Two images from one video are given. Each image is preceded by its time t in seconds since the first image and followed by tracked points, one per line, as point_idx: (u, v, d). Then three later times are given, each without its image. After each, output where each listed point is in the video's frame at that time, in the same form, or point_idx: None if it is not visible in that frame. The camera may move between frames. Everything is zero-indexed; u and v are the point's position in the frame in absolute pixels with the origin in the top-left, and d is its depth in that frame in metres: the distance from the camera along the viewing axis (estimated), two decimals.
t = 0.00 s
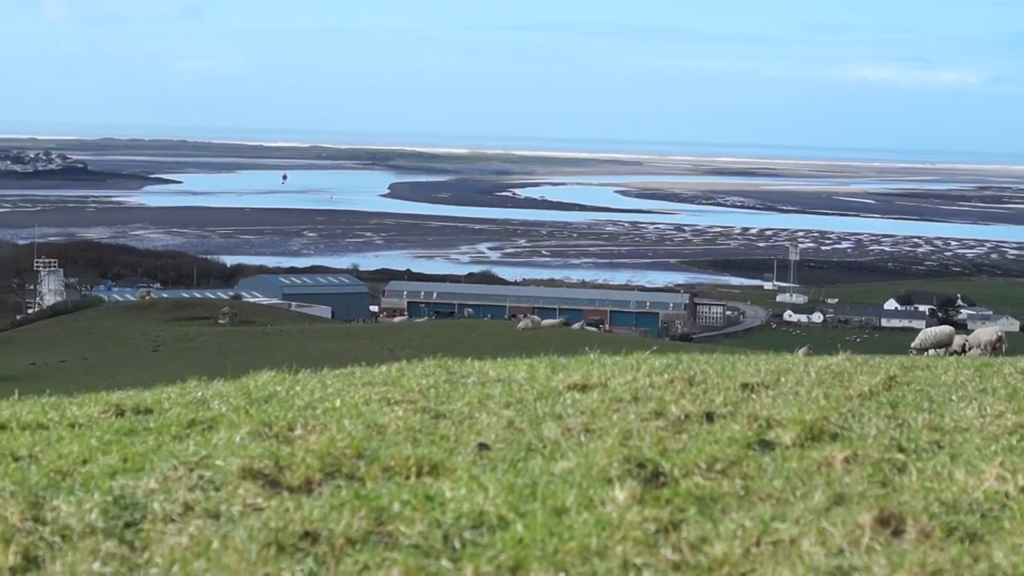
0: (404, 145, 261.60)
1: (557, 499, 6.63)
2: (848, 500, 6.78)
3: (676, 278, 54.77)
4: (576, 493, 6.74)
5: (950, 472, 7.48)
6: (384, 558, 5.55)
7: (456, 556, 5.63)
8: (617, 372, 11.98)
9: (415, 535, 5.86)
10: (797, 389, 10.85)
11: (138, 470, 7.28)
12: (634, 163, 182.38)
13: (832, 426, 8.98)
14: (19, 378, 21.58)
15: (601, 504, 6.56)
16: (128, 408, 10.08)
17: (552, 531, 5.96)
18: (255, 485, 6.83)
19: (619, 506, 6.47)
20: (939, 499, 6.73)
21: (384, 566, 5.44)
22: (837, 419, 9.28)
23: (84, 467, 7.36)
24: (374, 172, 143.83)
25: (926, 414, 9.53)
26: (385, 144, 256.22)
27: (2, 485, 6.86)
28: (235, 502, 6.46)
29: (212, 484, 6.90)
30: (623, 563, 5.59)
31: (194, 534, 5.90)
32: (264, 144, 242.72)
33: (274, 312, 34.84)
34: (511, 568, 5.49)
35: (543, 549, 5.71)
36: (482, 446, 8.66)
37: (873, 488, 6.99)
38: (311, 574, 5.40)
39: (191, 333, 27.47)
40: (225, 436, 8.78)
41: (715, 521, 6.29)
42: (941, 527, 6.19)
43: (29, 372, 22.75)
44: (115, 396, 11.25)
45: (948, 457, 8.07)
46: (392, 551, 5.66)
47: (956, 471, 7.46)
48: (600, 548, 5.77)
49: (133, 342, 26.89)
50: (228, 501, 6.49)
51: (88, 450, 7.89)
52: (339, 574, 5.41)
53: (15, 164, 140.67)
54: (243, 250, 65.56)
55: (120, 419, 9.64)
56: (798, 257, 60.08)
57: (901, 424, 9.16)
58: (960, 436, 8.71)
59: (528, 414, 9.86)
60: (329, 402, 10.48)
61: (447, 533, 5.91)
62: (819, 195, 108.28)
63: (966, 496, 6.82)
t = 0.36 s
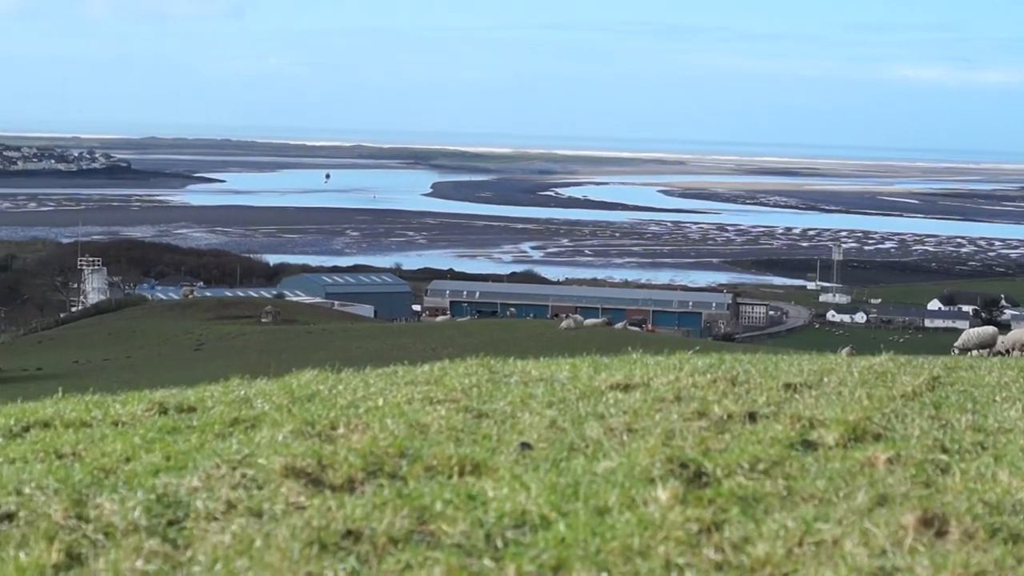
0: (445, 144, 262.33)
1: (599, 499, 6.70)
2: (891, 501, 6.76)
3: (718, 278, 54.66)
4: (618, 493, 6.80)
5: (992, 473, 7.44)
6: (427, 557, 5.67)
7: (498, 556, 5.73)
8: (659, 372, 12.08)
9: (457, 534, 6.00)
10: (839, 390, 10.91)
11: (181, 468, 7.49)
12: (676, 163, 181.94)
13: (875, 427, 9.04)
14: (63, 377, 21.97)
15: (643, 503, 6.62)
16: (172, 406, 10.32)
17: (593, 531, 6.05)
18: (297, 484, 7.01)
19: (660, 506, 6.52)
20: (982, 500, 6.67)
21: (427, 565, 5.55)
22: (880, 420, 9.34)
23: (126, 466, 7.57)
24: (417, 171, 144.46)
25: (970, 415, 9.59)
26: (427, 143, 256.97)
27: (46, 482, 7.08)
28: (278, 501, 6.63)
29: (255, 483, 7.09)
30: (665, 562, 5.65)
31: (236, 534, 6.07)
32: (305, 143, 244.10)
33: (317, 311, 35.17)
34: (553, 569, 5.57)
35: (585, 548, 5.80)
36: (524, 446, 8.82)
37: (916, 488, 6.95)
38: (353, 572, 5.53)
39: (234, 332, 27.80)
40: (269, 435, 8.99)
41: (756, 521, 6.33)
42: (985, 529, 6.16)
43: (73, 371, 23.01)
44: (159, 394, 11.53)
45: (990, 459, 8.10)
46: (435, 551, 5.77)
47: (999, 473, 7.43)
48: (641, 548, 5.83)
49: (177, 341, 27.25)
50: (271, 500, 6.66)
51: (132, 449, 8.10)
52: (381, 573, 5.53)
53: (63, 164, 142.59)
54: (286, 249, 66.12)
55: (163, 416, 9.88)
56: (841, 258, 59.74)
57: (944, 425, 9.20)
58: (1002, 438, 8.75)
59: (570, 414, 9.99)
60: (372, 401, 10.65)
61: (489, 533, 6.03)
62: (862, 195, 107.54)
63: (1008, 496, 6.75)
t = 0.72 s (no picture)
0: (486, 143, 262.39)
1: (641, 499, 6.72)
2: (934, 502, 6.72)
3: (761, 278, 54.45)
4: (660, 492, 6.82)
5: None
6: (469, 557, 5.75)
7: (540, 556, 5.80)
8: (702, 372, 12.10)
9: (499, 534, 6.07)
10: (882, 391, 10.89)
11: (224, 467, 7.62)
12: (719, 162, 181.34)
13: (918, 428, 9.01)
14: (107, 376, 22.25)
15: (685, 504, 6.64)
16: (215, 405, 10.48)
17: (636, 532, 6.10)
18: (340, 483, 7.12)
19: (702, 506, 6.55)
20: None
21: (469, 564, 5.63)
22: (923, 421, 9.31)
23: (169, 464, 7.72)
24: (459, 170, 144.86)
25: (1014, 416, 9.54)
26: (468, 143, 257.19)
27: (89, 480, 7.23)
28: (321, 500, 6.74)
29: (298, 482, 7.19)
30: (707, 563, 5.70)
31: (279, 532, 6.18)
32: (349, 142, 245.24)
33: (359, 310, 35.40)
34: (596, 568, 5.63)
35: (627, 548, 5.85)
36: (566, 446, 8.88)
37: (959, 490, 6.90)
38: (395, 572, 5.62)
39: (277, 332, 28.05)
40: (312, 434, 9.12)
41: (798, 522, 6.35)
42: None
43: (117, 370, 23.31)
44: (204, 393, 11.70)
45: None
46: (477, 550, 5.85)
47: None
48: (683, 548, 5.88)
49: (220, 340, 27.51)
50: (314, 499, 6.77)
51: (176, 448, 8.25)
52: (423, 573, 5.61)
53: (108, 164, 144.11)
54: (329, 249, 66.55)
55: (207, 415, 10.04)
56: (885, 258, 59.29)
57: (988, 426, 9.16)
58: None
59: (612, 414, 10.04)
60: (415, 400, 10.74)
61: (532, 533, 6.10)
62: (906, 195, 106.61)
63: None
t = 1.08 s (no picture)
0: (526, 143, 262.64)
1: (681, 499, 6.71)
2: (975, 503, 6.65)
3: (802, 278, 54.17)
4: (700, 493, 6.81)
5: None
6: (509, 557, 5.77)
7: (579, 556, 5.82)
8: (741, 373, 12.06)
9: (539, 534, 6.09)
10: (923, 391, 10.81)
11: (264, 466, 7.70)
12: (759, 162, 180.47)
13: (959, 429, 8.93)
14: (147, 375, 22.45)
15: (725, 505, 6.63)
16: (255, 404, 10.56)
17: (676, 532, 6.09)
18: (380, 482, 7.17)
19: (742, 507, 6.55)
20: None
21: (508, 565, 5.65)
22: (964, 422, 9.23)
23: (209, 463, 7.79)
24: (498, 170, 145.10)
25: None
26: (507, 143, 257.50)
27: (129, 479, 7.31)
28: (360, 499, 6.79)
29: (338, 481, 7.26)
30: (747, 563, 5.70)
31: (319, 531, 6.23)
32: (388, 142, 245.82)
33: (399, 309, 35.52)
34: (635, 568, 5.63)
35: (666, 549, 5.85)
36: (606, 446, 8.90)
37: (1001, 491, 6.82)
38: (435, 572, 5.65)
39: (317, 331, 28.20)
40: (352, 433, 9.19)
41: (839, 523, 6.31)
42: None
43: (158, 369, 23.52)
44: (245, 392, 11.78)
45: None
46: (516, 550, 5.88)
47: None
48: (723, 549, 5.88)
49: (260, 340, 27.69)
50: (354, 498, 6.82)
51: (216, 446, 8.33)
52: (463, 573, 5.64)
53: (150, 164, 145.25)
54: (369, 248, 66.83)
55: (247, 415, 10.13)
56: (926, 259, 58.81)
57: None
58: None
59: (652, 414, 10.03)
60: (455, 400, 10.78)
61: (571, 533, 6.11)
62: (947, 195, 105.69)
63: None
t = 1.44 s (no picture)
0: (568, 143, 261.91)
1: (724, 499, 6.69)
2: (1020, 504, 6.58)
3: (846, 278, 53.76)
4: (743, 493, 6.78)
5: None
6: (552, 556, 5.78)
7: (622, 555, 5.82)
8: (784, 373, 11.99)
9: (581, 533, 6.10)
10: (967, 392, 10.70)
11: (307, 465, 7.76)
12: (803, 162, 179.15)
13: (1004, 430, 8.84)
14: (190, 373, 22.63)
15: (768, 505, 6.62)
16: (298, 403, 10.64)
17: (718, 532, 6.09)
18: (423, 481, 7.19)
19: (785, 506, 6.52)
20: None
21: (550, 564, 5.66)
22: (1009, 422, 9.13)
23: (252, 462, 7.86)
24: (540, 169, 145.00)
25: None
26: (549, 143, 256.82)
27: (174, 477, 7.39)
28: (403, 498, 6.83)
29: (381, 480, 7.31)
30: (790, 563, 5.68)
31: (363, 530, 6.28)
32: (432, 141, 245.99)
33: (441, 308, 35.62)
34: (678, 568, 5.63)
35: (709, 549, 5.84)
36: (649, 446, 8.89)
37: None
38: (477, 571, 5.67)
39: (360, 330, 28.35)
40: (394, 432, 9.24)
41: (882, 524, 6.26)
42: None
43: (203, 367, 23.71)
44: (287, 391, 11.87)
45: None
46: (559, 550, 5.89)
47: None
48: (766, 549, 5.86)
49: (303, 339, 27.86)
50: (396, 498, 6.86)
51: (260, 445, 8.41)
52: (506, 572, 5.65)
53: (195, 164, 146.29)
54: (411, 247, 67.03)
55: (291, 413, 10.20)
56: (971, 259, 58.20)
57: None
58: None
59: (695, 414, 10.00)
60: (496, 399, 10.81)
61: (614, 533, 6.12)
62: (993, 195, 104.49)
63: None
